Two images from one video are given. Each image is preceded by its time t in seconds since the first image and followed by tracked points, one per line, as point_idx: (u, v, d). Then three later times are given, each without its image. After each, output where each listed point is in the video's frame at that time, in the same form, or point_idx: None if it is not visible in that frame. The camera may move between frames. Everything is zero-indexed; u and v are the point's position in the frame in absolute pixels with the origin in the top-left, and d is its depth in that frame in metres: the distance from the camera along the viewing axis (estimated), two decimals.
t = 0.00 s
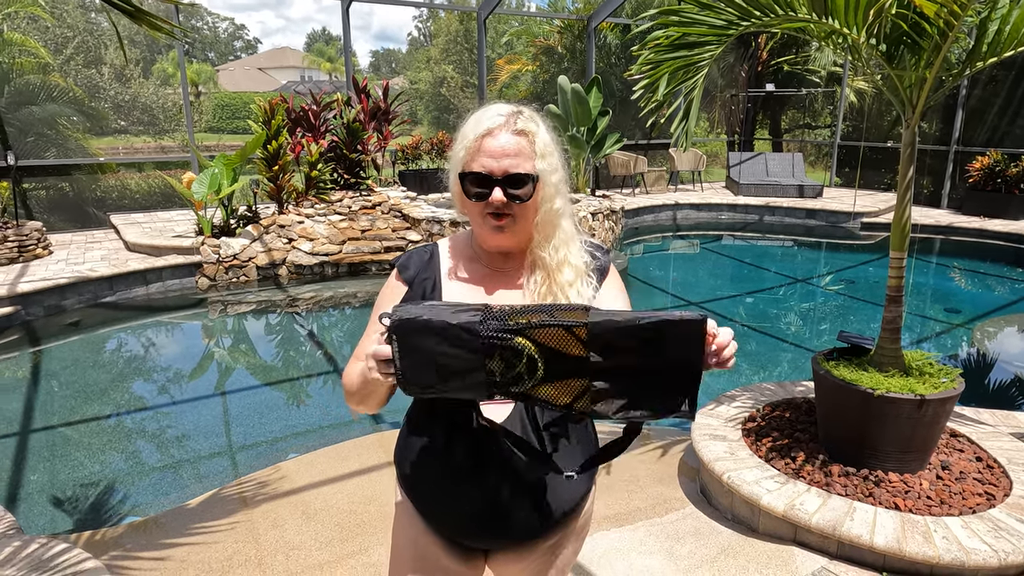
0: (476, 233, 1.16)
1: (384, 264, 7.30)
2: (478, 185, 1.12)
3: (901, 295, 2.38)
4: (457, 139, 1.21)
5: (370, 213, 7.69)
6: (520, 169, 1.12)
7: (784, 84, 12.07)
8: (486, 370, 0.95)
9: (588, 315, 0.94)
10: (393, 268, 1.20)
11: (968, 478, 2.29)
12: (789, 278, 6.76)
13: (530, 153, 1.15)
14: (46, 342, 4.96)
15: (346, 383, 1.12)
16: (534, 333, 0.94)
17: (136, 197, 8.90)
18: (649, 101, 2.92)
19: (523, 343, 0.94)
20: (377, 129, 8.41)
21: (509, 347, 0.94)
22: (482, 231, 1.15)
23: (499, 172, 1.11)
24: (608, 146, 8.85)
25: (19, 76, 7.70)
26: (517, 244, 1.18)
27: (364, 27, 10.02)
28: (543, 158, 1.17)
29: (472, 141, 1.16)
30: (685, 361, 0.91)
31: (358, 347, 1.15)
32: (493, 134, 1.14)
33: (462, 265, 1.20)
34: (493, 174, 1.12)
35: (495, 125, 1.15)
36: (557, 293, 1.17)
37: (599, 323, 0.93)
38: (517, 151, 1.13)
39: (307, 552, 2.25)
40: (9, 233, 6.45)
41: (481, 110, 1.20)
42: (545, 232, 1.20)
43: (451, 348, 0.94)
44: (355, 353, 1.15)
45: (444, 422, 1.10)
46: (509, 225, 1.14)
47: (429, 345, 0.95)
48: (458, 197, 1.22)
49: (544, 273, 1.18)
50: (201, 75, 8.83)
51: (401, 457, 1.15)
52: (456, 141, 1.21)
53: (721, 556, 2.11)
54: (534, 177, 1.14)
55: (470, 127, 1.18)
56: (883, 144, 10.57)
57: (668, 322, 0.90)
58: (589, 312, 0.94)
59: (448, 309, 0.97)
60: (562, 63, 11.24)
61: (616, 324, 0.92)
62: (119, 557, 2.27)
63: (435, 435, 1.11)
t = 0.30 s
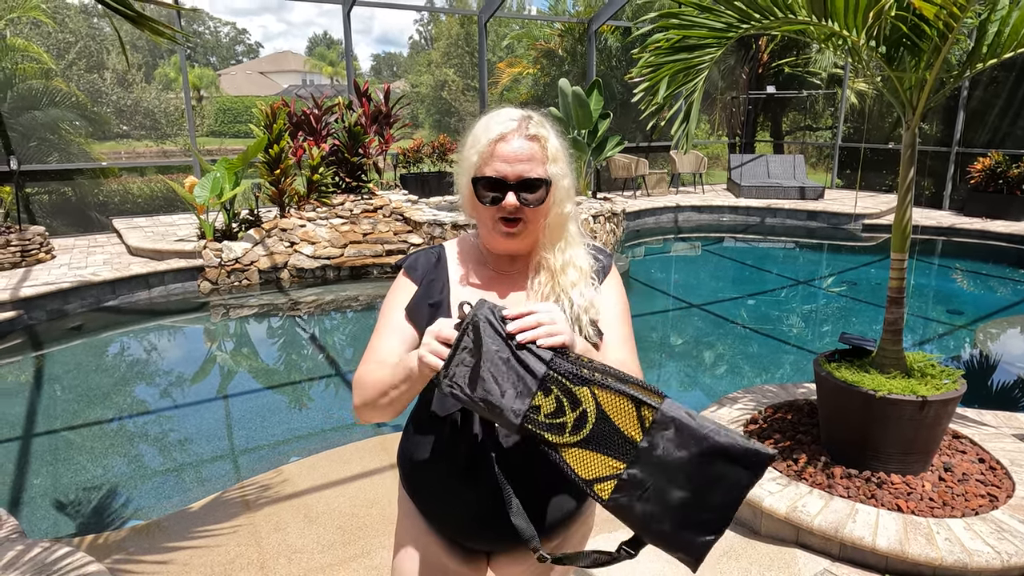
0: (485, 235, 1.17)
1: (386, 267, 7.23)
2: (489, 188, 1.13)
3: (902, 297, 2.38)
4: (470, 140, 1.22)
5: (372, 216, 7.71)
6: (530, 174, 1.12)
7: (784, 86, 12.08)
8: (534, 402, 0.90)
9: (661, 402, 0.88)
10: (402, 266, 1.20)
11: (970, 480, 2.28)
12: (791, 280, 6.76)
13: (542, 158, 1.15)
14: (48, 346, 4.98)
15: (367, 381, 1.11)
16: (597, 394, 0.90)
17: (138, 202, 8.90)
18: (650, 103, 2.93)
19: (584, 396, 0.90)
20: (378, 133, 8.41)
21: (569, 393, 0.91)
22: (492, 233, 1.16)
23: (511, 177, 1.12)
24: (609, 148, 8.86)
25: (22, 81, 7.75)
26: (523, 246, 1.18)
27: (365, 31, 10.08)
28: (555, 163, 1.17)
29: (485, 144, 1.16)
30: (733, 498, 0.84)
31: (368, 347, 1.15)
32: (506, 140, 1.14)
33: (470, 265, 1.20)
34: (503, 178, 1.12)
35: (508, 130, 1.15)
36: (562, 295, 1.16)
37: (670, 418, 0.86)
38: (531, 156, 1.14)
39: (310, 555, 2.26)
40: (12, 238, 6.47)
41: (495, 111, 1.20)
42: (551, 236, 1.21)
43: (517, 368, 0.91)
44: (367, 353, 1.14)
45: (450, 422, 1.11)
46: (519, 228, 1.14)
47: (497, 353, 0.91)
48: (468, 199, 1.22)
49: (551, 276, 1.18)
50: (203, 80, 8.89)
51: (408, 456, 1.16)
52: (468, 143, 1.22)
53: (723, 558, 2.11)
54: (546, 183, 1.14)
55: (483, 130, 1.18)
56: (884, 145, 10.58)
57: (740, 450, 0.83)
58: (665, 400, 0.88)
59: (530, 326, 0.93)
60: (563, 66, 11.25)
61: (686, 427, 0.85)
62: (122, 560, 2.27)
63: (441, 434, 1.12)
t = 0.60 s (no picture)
0: (490, 238, 1.17)
1: (386, 264, 7.23)
2: (495, 192, 1.12)
3: (903, 294, 2.38)
4: (473, 141, 1.20)
5: (372, 214, 7.70)
6: (538, 179, 1.12)
7: (785, 83, 12.05)
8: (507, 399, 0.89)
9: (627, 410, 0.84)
10: (402, 263, 1.20)
11: (970, 477, 2.28)
12: (791, 278, 6.75)
13: (549, 161, 1.15)
14: (49, 344, 4.98)
15: (366, 378, 1.09)
16: (568, 399, 0.87)
17: (139, 199, 8.91)
18: (650, 101, 2.91)
19: (554, 401, 0.87)
20: (379, 130, 8.42)
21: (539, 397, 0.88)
22: (497, 236, 1.16)
23: (519, 181, 1.12)
24: (609, 146, 8.84)
25: (22, 78, 7.75)
26: (527, 247, 1.18)
27: (365, 28, 10.06)
28: (562, 166, 1.18)
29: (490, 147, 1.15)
30: (693, 506, 0.79)
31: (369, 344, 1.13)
32: (513, 142, 1.13)
33: (475, 267, 1.19)
34: (510, 183, 1.12)
35: (515, 132, 1.14)
36: (568, 295, 1.17)
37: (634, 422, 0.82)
38: (538, 160, 1.13)
39: (311, 552, 2.26)
40: (12, 235, 6.47)
41: (498, 111, 1.18)
42: (556, 238, 1.22)
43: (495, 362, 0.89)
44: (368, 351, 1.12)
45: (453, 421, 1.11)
46: (524, 231, 1.14)
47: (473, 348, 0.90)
48: (473, 201, 1.22)
49: (556, 278, 1.18)
50: (203, 77, 8.86)
51: (408, 456, 1.16)
52: (472, 145, 1.21)
53: (723, 556, 2.11)
54: (553, 186, 1.14)
55: (488, 131, 1.16)
56: (886, 143, 10.56)
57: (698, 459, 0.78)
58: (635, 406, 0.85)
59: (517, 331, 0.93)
60: (564, 64, 11.23)
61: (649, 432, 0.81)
62: (123, 558, 2.27)
63: (443, 432, 1.12)
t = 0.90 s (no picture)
0: (489, 238, 1.17)
1: (387, 265, 7.24)
2: (493, 192, 1.13)
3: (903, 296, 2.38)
4: (472, 141, 1.20)
5: (373, 215, 7.70)
6: (536, 179, 1.12)
7: (786, 85, 12.05)
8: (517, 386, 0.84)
9: (634, 365, 0.79)
10: (404, 261, 1.20)
11: (971, 479, 2.28)
12: (792, 279, 6.74)
13: (546, 161, 1.15)
14: (50, 344, 4.99)
15: (381, 386, 1.03)
16: (570, 369, 0.82)
17: (140, 199, 8.92)
18: (651, 102, 2.92)
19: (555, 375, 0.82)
20: (380, 131, 8.42)
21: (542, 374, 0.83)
22: (496, 236, 1.16)
23: (515, 181, 1.12)
24: (610, 147, 8.86)
25: (24, 78, 7.76)
26: (526, 247, 1.18)
27: (366, 30, 10.06)
28: (558, 165, 1.17)
29: (487, 148, 1.15)
30: (747, 450, 0.74)
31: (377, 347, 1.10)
32: (509, 142, 1.13)
33: (475, 266, 1.20)
34: (508, 183, 1.12)
35: (511, 132, 1.14)
36: (567, 295, 1.18)
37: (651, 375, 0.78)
38: (534, 159, 1.13)
39: (311, 553, 2.26)
40: (14, 236, 6.48)
41: (496, 112, 1.18)
42: (556, 237, 1.21)
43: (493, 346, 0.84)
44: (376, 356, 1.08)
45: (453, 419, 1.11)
46: (522, 231, 1.15)
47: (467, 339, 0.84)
48: (472, 201, 1.22)
49: (556, 278, 1.19)
50: (204, 78, 8.86)
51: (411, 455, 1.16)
52: (471, 146, 1.21)
53: (724, 557, 2.11)
54: (549, 185, 1.14)
55: (485, 132, 1.16)
56: (886, 144, 10.56)
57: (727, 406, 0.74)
58: (641, 359, 0.80)
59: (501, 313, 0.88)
60: (565, 65, 11.22)
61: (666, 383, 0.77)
62: (123, 558, 2.28)
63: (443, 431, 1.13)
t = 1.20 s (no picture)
0: (490, 237, 1.17)
1: (387, 266, 7.27)
2: (494, 191, 1.12)
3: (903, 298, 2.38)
4: (473, 140, 1.20)
5: (373, 215, 7.68)
6: (537, 177, 1.12)
7: (787, 86, 12.05)
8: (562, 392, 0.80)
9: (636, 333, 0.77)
10: (405, 261, 1.21)
11: (971, 481, 2.28)
12: (792, 281, 6.74)
13: (546, 161, 1.15)
14: (50, 343, 4.99)
15: (402, 399, 1.00)
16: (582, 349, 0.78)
17: (140, 199, 8.92)
18: (652, 103, 2.92)
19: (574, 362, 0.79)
20: (380, 131, 8.41)
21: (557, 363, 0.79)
22: (496, 235, 1.16)
23: (517, 180, 1.12)
24: (611, 148, 8.88)
25: (25, 77, 7.77)
26: (526, 247, 1.18)
27: (367, 30, 10.06)
28: (558, 164, 1.17)
29: (488, 148, 1.15)
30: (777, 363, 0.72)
31: (387, 353, 1.10)
32: (510, 142, 1.14)
33: (475, 265, 1.19)
34: (509, 182, 1.12)
35: (512, 133, 1.14)
36: (567, 294, 1.17)
37: (648, 346, 0.76)
38: (535, 158, 1.13)
39: (310, 553, 2.26)
40: (14, 234, 6.48)
41: (497, 112, 1.18)
42: (555, 236, 1.22)
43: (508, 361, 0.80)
44: (388, 364, 1.08)
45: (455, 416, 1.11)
46: (523, 230, 1.14)
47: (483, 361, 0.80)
48: (472, 201, 1.22)
49: (555, 277, 1.19)
50: (205, 78, 8.85)
51: (409, 454, 1.16)
52: (471, 145, 1.21)
53: (723, 558, 2.11)
54: (550, 185, 1.14)
55: (485, 132, 1.17)
56: (887, 146, 10.56)
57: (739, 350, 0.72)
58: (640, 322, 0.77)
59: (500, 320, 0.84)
60: (566, 66, 11.24)
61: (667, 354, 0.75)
62: (122, 557, 2.27)
63: (443, 431, 1.12)
